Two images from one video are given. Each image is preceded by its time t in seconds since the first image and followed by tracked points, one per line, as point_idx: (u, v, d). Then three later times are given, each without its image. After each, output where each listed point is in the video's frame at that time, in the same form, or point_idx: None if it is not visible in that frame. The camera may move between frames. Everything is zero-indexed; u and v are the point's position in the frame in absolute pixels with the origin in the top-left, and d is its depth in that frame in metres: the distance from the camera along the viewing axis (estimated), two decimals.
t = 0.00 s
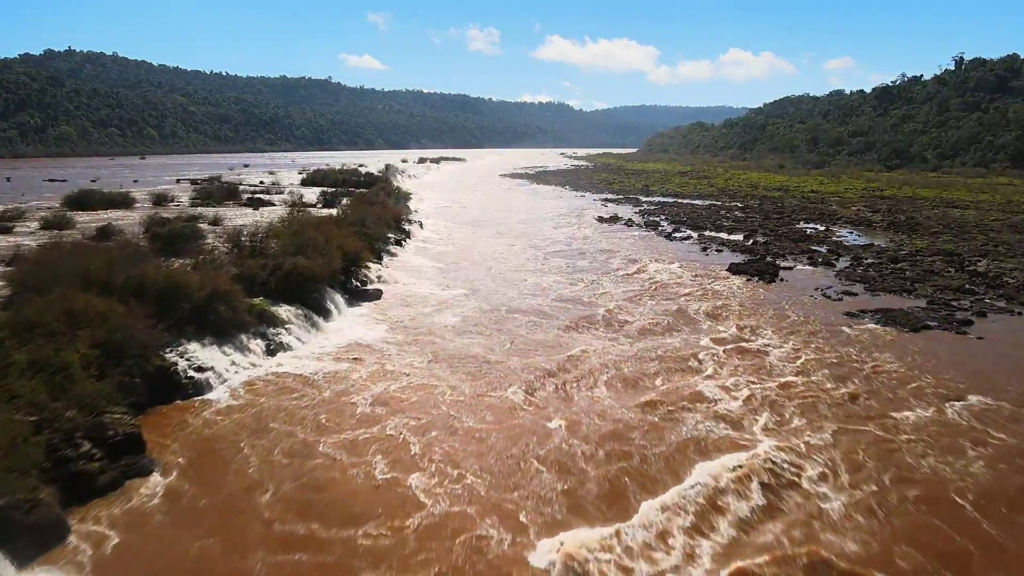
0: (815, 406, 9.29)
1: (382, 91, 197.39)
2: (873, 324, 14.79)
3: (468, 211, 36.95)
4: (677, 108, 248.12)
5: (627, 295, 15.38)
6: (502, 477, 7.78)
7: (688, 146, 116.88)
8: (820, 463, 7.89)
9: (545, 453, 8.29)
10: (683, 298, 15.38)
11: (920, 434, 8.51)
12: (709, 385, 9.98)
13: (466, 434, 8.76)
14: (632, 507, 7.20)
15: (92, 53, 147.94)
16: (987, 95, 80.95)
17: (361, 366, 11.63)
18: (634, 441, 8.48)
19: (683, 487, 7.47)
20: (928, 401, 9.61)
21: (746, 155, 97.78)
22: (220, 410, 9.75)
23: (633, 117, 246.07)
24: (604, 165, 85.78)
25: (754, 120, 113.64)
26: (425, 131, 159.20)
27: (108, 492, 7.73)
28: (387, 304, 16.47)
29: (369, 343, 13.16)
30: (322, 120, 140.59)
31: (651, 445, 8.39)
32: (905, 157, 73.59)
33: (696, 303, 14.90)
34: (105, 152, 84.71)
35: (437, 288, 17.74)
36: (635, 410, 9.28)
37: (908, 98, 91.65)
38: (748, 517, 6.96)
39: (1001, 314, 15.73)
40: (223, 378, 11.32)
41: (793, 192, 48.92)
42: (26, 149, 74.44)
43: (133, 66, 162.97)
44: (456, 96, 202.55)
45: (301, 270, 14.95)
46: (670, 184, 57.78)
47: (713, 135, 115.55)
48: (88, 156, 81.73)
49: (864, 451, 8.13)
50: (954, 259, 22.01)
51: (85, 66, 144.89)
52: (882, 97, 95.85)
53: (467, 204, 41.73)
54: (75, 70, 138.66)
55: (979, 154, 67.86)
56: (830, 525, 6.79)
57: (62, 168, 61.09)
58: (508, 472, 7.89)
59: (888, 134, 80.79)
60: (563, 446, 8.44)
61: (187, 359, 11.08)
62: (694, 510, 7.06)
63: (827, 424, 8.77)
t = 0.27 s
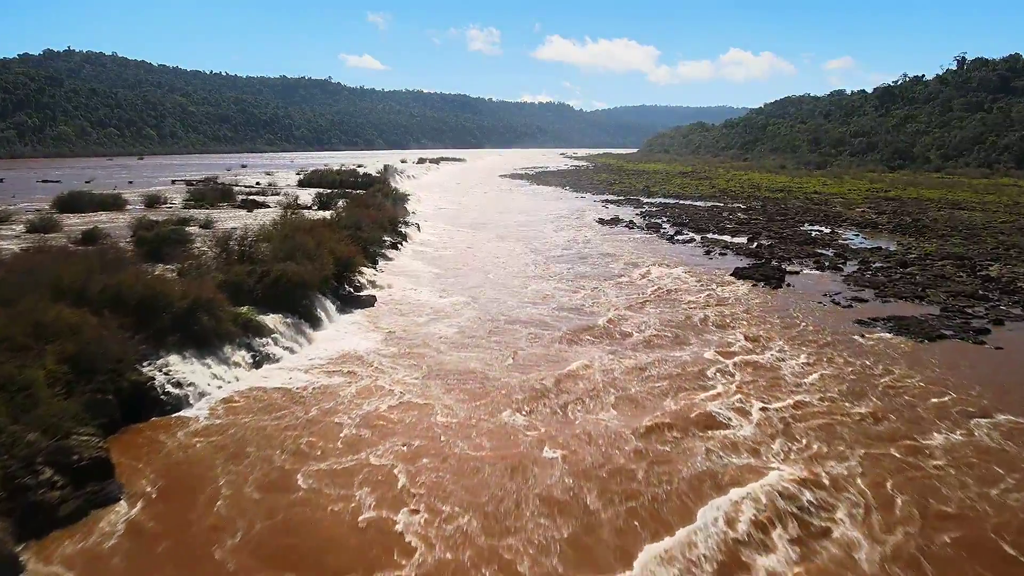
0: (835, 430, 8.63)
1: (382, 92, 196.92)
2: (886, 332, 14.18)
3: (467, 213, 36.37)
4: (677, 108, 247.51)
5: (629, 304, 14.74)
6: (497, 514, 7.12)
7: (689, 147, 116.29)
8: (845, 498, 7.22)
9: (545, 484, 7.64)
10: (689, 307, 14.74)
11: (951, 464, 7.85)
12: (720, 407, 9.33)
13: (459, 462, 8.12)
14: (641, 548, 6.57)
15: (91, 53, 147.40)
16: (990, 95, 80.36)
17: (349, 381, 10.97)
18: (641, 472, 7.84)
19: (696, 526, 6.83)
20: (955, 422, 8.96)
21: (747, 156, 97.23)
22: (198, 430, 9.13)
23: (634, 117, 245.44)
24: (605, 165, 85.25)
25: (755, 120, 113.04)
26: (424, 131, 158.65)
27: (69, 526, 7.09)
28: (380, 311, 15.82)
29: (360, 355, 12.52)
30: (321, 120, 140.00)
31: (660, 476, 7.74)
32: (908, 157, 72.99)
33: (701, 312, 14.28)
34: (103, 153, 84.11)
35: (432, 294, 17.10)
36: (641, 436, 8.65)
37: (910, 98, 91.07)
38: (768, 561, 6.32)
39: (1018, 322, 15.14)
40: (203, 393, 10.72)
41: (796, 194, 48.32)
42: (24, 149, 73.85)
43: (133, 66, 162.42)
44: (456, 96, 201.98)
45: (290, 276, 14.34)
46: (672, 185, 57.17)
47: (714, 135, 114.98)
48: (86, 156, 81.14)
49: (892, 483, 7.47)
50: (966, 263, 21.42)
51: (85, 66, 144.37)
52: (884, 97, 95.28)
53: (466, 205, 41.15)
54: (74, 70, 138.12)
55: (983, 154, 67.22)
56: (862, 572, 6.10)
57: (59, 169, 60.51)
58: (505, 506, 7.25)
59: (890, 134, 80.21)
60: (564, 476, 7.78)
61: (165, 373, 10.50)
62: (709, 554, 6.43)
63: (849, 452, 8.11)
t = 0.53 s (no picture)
0: (860, 460, 7.99)
1: (382, 92, 196.42)
2: (900, 342, 13.57)
3: (466, 215, 35.79)
4: (677, 108, 246.94)
5: (633, 313, 14.13)
6: (494, 559, 6.47)
7: (690, 147, 115.70)
8: (876, 541, 6.57)
9: (546, 523, 6.99)
10: (695, 316, 14.13)
11: (990, 502, 7.21)
12: (733, 432, 8.71)
13: (453, 495, 7.48)
14: None
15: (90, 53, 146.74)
16: (993, 95, 79.77)
17: (337, 398, 10.35)
18: (651, 507, 7.21)
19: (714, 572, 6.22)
20: (987, 448, 8.33)
21: (748, 156, 96.65)
22: (172, 454, 8.48)
23: (634, 117, 244.87)
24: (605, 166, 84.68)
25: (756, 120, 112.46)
26: (424, 131, 158.07)
27: (23, 567, 6.42)
28: (373, 320, 15.20)
29: (350, 368, 11.89)
30: (320, 120, 139.41)
31: (672, 513, 7.10)
32: (911, 157, 72.39)
33: (707, 322, 13.67)
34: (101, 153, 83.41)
35: (427, 301, 16.48)
36: (650, 466, 8.02)
37: (912, 98, 90.50)
38: None
39: None
40: (181, 409, 10.11)
41: (799, 195, 47.75)
42: (21, 149, 73.16)
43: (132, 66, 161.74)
44: (456, 96, 201.36)
45: (276, 283, 13.75)
46: (673, 186, 56.61)
47: (715, 135, 114.38)
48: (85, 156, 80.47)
49: (927, 524, 6.82)
50: (976, 268, 20.84)
51: (84, 66, 143.70)
52: (886, 97, 94.70)
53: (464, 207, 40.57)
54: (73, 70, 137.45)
55: (986, 155, 66.63)
56: None
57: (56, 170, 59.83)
58: (503, 550, 6.59)
59: (892, 134, 79.62)
60: (567, 514, 7.14)
61: (141, 390, 9.89)
62: None
63: (877, 485, 7.47)
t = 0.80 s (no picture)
0: (888, 496, 7.34)
1: (382, 92, 195.81)
2: (916, 353, 12.95)
3: (464, 218, 35.21)
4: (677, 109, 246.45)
5: (637, 323, 13.48)
6: None
7: (691, 147, 115.07)
8: None
9: (547, 572, 6.35)
10: (702, 326, 13.52)
11: None
12: (748, 462, 8.07)
13: (446, 536, 6.84)
14: None
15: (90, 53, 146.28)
16: (997, 95, 79.09)
17: (324, 417, 9.70)
18: (663, 553, 6.56)
19: None
20: None
21: (749, 157, 96.05)
22: (143, 482, 7.83)
23: (634, 117, 244.58)
24: (605, 166, 84.17)
25: (757, 121, 111.89)
26: (424, 132, 157.51)
27: None
28: (365, 328, 14.56)
29: (339, 383, 11.25)
30: (320, 120, 138.91)
31: (686, 559, 6.46)
32: (913, 158, 71.72)
33: (716, 332, 13.01)
34: (100, 153, 82.88)
35: (422, 308, 15.85)
36: (660, 503, 7.37)
37: (914, 98, 89.83)
38: None
39: None
40: (156, 428, 9.48)
41: (801, 196, 47.14)
42: (20, 150, 72.63)
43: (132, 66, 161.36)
44: (456, 96, 200.83)
45: (262, 291, 13.10)
46: (673, 187, 55.98)
47: (716, 135, 113.75)
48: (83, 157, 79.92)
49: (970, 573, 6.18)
50: (989, 273, 20.22)
51: (84, 66, 143.28)
52: (888, 97, 94.05)
53: (462, 209, 39.99)
54: (73, 71, 136.93)
55: (990, 156, 65.99)
56: None
57: (53, 171, 59.27)
58: None
59: (895, 135, 79.00)
60: (570, 559, 6.51)
61: (113, 407, 9.25)
62: None
63: (909, 526, 6.83)
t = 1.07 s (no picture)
0: (916, 540, 6.74)
1: (382, 92, 195.21)
2: (934, 366, 12.35)
3: (462, 220, 34.61)
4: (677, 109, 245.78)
5: (641, 335, 12.86)
6: None
7: (691, 147, 114.44)
8: None
9: None
10: (710, 336, 12.92)
11: None
12: (764, 497, 7.48)
13: None
14: None
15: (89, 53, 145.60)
16: (1000, 95, 78.41)
17: (308, 440, 9.09)
18: None
19: None
20: None
21: (750, 157, 95.46)
22: (107, 516, 7.26)
23: (634, 117, 243.96)
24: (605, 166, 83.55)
25: (758, 120, 111.26)
26: (423, 132, 156.88)
27: None
28: (357, 338, 13.94)
29: (326, 400, 10.64)
30: (319, 120, 138.25)
31: None
32: (916, 159, 71.10)
33: (724, 344, 12.38)
34: (97, 153, 82.21)
35: (417, 317, 15.24)
36: (667, 546, 6.78)
37: (917, 97, 89.14)
38: None
39: None
40: (126, 449, 8.88)
41: (804, 198, 46.54)
42: (16, 150, 71.96)
43: (131, 65, 160.69)
44: (456, 96, 200.18)
45: (247, 299, 12.48)
46: (675, 187, 55.38)
47: (717, 135, 113.11)
48: (81, 157, 79.24)
49: None
50: (1002, 278, 19.61)
51: (83, 65, 142.60)
52: (891, 96, 93.39)
53: (461, 211, 39.40)
54: (72, 70, 136.25)
55: (994, 156, 65.37)
56: None
57: (48, 172, 58.64)
58: None
59: (897, 135, 78.35)
60: None
61: (82, 428, 8.64)
62: None
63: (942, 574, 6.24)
